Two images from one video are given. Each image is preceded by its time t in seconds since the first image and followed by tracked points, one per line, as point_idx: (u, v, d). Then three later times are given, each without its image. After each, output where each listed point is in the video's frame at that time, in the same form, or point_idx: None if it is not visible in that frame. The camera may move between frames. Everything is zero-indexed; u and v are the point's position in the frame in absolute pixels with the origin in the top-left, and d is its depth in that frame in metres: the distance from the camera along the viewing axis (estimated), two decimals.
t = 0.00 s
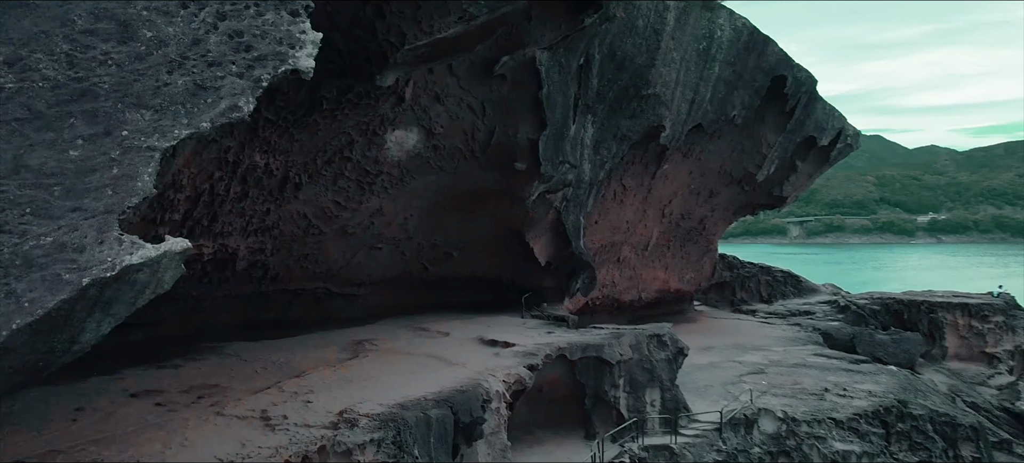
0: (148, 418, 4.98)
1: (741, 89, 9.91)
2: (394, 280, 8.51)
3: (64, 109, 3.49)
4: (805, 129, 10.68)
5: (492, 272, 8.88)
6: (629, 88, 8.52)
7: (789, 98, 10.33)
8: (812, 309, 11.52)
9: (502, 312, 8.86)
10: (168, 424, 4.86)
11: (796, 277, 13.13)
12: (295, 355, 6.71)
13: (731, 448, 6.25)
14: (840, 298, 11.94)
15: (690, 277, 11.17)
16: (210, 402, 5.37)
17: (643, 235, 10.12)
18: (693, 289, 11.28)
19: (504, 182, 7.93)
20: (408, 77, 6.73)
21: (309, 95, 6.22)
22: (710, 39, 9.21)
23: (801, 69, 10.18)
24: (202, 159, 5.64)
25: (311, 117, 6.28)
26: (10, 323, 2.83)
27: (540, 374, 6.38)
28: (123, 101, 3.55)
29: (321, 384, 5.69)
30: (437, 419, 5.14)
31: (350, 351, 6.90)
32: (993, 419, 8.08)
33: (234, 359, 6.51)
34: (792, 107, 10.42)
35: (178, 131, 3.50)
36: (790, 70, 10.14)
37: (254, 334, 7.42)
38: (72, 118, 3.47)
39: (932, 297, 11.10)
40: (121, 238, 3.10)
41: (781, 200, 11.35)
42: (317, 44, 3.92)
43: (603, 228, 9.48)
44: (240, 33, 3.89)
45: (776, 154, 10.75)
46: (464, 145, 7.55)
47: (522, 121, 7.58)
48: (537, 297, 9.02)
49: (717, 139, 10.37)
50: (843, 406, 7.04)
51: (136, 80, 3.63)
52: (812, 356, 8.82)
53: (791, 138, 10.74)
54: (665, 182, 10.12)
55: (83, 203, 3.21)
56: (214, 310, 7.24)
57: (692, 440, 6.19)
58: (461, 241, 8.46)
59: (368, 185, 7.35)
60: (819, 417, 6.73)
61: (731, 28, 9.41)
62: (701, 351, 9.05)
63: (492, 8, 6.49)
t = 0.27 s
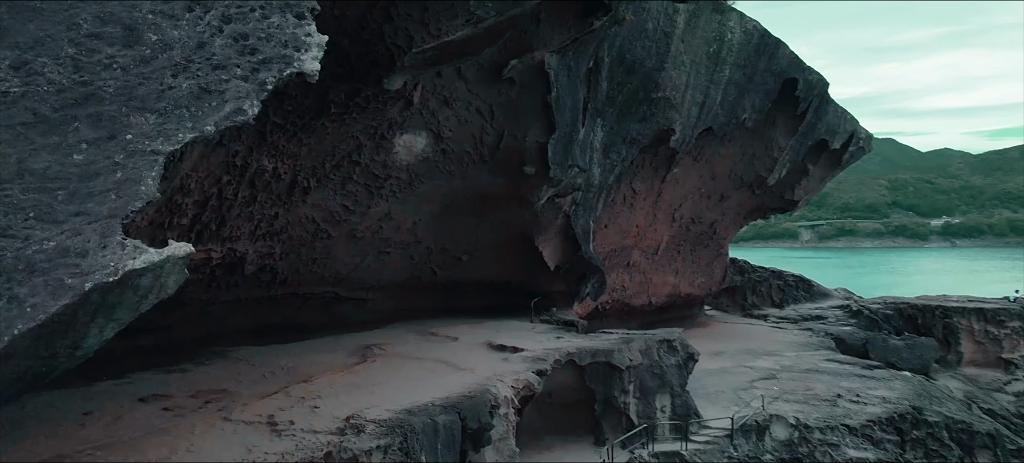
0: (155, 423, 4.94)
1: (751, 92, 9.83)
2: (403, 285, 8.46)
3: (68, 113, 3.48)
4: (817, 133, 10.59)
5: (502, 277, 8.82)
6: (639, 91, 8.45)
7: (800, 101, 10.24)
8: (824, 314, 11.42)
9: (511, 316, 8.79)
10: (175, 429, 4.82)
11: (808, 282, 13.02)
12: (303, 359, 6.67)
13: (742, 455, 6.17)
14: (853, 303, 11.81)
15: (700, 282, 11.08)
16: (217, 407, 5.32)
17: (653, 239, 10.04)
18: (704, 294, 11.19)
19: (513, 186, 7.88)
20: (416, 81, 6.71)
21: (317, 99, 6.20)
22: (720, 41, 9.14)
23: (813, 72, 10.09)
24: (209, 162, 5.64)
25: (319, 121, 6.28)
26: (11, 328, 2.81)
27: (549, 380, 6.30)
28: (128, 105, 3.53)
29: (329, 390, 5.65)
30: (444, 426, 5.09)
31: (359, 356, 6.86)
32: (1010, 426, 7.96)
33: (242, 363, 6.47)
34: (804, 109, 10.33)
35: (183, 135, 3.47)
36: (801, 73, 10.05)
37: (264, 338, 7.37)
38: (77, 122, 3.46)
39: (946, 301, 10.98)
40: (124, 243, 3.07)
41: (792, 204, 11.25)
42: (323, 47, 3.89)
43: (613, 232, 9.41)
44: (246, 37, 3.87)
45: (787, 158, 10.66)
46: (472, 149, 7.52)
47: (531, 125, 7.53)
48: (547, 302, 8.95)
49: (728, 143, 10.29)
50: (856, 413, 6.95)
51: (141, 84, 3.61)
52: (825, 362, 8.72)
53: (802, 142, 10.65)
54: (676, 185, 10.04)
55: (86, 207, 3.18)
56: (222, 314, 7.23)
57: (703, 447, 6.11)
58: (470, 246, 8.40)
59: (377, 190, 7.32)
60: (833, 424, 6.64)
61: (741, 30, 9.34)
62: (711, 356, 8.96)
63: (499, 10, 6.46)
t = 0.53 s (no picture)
0: (164, 434, 4.87)
1: (765, 100, 9.74)
2: (415, 295, 8.39)
3: (75, 122, 3.47)
4: (832, 140, 10.44)
5: (514, 287, 8.73)
6: (652, 99, 8.38)
7: (815, 109, 10.13)
8: (840, 324, 11.27)
9: (523, 327, 8.69)
10: (183, 440, 4.76)
11: (823, 292, 12.88)
12: (314, 369, 6.60)
13: None
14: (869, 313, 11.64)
15: (714, 292, 10.96)
16: (227, 417, 5.26)
17: (666, 248, 9.94)
18: (718, 304, 11.07)
19: (525, 195, 7.81)
20: (427, 90, 6.69)
21: (327, 108, 6.17)
22: (734, 49, 9.06)
23: (828, 80, 9.99)
24: (220, 171, 5.62)
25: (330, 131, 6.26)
26: (14, 339, 2.78)
27: (560, 391, 6.18)
28: (135, 114, 3.51)
29: (338, 400, 5.60)
30: (454, 438, 5.02)
31: (370, 366, 6.79)
32: None
33: (252, 372, 6.41)
34: (818, 117, 10.22)
35: (189, 143, 3.44)
36: (815, 80, 9.94)
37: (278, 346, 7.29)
38: (84, 131, 3.44)
39: (966, 311, 10.81)
40: (128, 253, 3.02)
41: (807, 213, 11.12)
42: (331, 55, 3.85)
43: (625, 242, 9.31)
44: (253, 45, 3.84)
45: (802, 167, 10.54)
46: (484, 158, 7.47)
47: (543, 134, 7.48)
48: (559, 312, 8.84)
49: (742, 152, 10.19)
50: (874, 425, 6.82)
51: (148, 93, 3.59)
52: (842, 373, 8.58)
53: (817, 150, 10.53)
54: (689, 194, 9.94)
55: (91, 217, 3.15)
56: (236, 325, 7.14)
57: (718, 460, 6.01)
58: (482, 255, 8.32)
59: (388, 199, 7.28)
60: (851, 437, 6.51)
61: (755, 38, 9.27)
62: (725, 367, 8.84)
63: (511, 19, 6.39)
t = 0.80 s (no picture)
0: (171, 444, 4.81)
1: (777, 108, 9.66)
2: (425, 304, 8.31)
3: (82, 131, 3.45)
4: (845, 149, 10.35)
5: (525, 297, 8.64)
6: (663, 108, 8.32)
7: (827, 117, 10.04)
8: (855, 334, 11.14)
9: (534, 337, 8.60)
10: (190, 450, 4.71)
11: (837, 301, 12.77)
12: (323, 378, 6.54)
13: None
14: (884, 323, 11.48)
15: (727, 301, 10.84)
16: (235, 427, 5.20)
17: (678, 257, 9.83)
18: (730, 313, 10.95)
19: (536, 204, 7.74)
20: (437, 99, 6.67)
21: (337, 117, 6.14)
22: (746, 57, 9.00)
23: (841, 88, 9.90)
24: (228, 180, 5.64)
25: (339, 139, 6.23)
26: (16, 349, 2.75)
27: (572, 402, 6.09)
28: (141, 122, 3.48)
29: (346, 411, 5.56)
30: (463, 450, 4.95)
31: (380, 375, 6.73)
32: None
33: (261, 382, 6.35)
34: (831, 125, 10.12)
35: (195, 152, 3.41)
36: (828, 88, 9.85)
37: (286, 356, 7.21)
38: (90, 139, 3.42)
39: (984, 321, 10.67)
40: (132, 262, 2.99)
41: (820, 221, 11.01)
42: (338, 63, 3.82)
43: (636, 251, 9.22)
44: (260, 53, 3.82)
45: (814, 175, 10.45)
46: (494, 168, 7.44)
47: (553, 142, 7.42)
48: (570, 322, 8.73)
49: (754, 160, 10.09)
50: (892, 438, 6.71)
51: (155, 101, 3.57)
52: (857, 384, 8.46)
53: (830, 158, 10.44)
54: (701, 203, 9.85)
55: (95, 226, 3.12)
56: (246, 333, 7.11)
57: None
58: (493, 264, 8.22)
59: (398, 208, 7.25)
60: (868, 450, 6.42)
61: (767, 46, 9.20)
62: (738, 377, 8.73)
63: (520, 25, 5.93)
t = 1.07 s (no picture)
0: (178, 454, 4.77)
1: (788, 115, 9.57)
2: (434, 313, 8.23)
3: (88, 139, 3.44)
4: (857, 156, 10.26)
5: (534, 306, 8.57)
6: (673, 115, 8.26)
7: (839, 124, 9.95)
8: (869, 342, 11.02)
9: (544, 346, 8.51)
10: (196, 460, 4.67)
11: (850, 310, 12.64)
12: (331, 387, 6.48)
13: None
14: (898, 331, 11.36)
15: (738, 309, 10.72)
16: (241, 436, 5.16)
17: (689, 265, 9.73)
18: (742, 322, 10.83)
19: (545, 212, 7.69)
20: (446, 107, 6.64)
21: (345, 124, 6.11)
22: (756, 64, 8.93)
23: (853, 94, 9.80)
24: (235, 188, 5.61)
25: (348, 147, 6.20)
26: (18, 359, 2.73)
27: (581, 412, 6.01)
28: (146, 130, 3.46)
29: (353, 420, 5.51)
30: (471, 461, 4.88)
31: (389, 384, 6.68)
32: None
33: (270, 390, 6.30)
34: (843, 132, 10.03)
35: (200, 160, 3.39)
36: (839, 95, 9.76)
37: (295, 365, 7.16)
38: (96, 147, 3.41)
39: (1000, 329, 10.56)
40: (135, 270, 2.96)
41: (832, 229, 10.91)
42: (344, 69, 3.79)
43: (647, 259, 9.13)
44: (266, 60, 3.80)
45: (826, 183, 10.37)
46: (503, 176, 7.39)
47: (562, 150, 7.38)
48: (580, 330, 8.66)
49: (765, 168, 10.00)
50: (907, 449, 6.56)
51: (161, 108, 3.55)
52: (871, 393, 8.36)
53: (842, 165, 10.34)
54: (712, 210, 9.75)
55: (99, 234, 3.10)
56: (254, 341, 7.05)
57: None
58: (502, 272, 8.15)
59: (407, 216, 7.20)
60: (883, 460, 6.25)
61: (778, 53, 9.12)
62: (750, 386, 8.64)
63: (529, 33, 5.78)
